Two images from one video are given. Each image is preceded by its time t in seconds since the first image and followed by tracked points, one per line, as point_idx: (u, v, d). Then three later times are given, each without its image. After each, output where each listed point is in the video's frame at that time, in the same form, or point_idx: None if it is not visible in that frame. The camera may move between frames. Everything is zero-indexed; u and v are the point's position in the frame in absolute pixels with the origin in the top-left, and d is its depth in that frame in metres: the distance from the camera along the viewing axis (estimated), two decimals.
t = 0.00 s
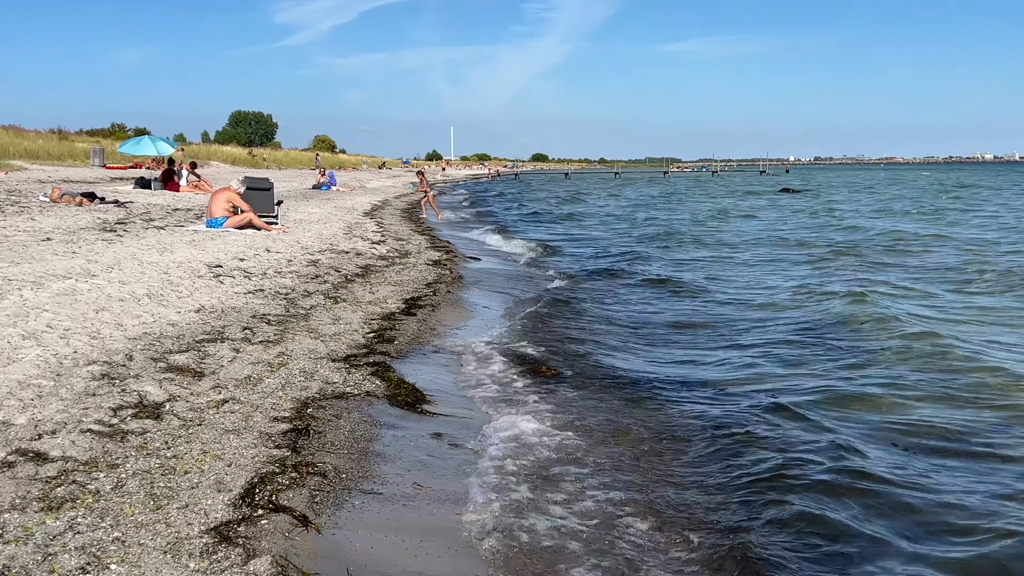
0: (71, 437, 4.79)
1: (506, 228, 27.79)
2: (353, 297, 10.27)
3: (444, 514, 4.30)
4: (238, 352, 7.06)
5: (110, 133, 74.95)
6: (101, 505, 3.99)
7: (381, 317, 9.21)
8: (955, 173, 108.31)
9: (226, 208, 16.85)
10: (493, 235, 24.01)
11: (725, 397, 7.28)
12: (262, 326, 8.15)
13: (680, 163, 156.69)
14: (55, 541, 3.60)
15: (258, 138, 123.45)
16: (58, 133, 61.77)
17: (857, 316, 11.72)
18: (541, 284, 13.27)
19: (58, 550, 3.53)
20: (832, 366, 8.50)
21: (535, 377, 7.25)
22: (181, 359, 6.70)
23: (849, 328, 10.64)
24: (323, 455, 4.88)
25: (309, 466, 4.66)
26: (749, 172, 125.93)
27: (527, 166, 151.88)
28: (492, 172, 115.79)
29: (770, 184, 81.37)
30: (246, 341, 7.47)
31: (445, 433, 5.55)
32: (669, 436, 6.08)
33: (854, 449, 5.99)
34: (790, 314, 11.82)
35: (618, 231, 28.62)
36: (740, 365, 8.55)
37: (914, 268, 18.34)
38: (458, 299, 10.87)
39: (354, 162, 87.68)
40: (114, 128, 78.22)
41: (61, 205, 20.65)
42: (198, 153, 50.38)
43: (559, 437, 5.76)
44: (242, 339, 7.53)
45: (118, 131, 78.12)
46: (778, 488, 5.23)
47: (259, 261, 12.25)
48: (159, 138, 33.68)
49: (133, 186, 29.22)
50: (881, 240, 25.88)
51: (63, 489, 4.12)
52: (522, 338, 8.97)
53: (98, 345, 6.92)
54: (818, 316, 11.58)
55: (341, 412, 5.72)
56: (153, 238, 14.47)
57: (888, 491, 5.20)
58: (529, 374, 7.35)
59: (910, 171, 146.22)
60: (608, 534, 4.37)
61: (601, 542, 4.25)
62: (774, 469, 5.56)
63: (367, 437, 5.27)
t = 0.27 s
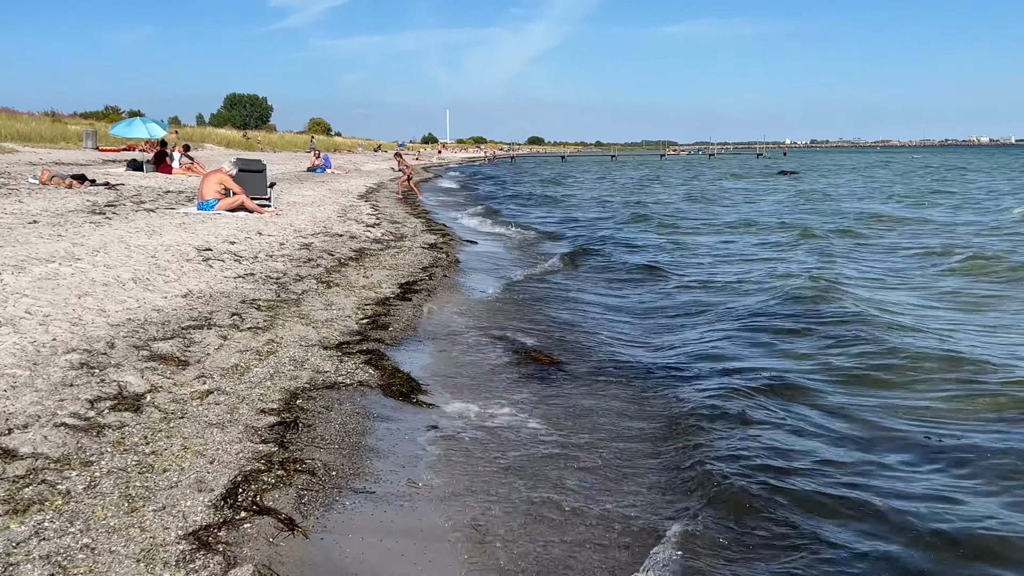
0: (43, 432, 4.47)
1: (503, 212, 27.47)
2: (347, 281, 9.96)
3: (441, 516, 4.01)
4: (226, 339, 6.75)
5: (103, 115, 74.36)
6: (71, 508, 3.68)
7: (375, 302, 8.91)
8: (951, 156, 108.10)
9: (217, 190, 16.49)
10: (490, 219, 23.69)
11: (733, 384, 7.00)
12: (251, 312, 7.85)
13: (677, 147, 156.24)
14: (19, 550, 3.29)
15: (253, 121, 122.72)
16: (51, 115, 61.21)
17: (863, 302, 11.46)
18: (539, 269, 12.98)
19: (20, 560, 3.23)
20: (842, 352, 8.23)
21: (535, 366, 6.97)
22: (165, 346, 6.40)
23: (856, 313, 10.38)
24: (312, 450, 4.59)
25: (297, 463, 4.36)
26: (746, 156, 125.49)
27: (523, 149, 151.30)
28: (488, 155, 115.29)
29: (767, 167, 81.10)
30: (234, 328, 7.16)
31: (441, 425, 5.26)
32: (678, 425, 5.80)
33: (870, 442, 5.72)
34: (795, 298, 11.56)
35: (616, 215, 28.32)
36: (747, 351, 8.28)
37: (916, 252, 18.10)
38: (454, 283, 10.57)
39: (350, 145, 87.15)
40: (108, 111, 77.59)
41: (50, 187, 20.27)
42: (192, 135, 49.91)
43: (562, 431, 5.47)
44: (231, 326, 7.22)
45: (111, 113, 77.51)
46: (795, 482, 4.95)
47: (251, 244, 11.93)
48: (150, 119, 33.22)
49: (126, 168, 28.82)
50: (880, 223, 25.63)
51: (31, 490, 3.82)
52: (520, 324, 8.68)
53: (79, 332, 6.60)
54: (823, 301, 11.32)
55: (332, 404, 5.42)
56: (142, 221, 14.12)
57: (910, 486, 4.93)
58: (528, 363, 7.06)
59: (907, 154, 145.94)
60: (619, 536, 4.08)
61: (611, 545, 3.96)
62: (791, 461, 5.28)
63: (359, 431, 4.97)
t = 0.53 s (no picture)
0: (17, 439, 4.20)
1: (499, 197, 27.21)
2: (341, 271, 9.69)
3: (438, 531, 3.76)
4: (214, 335, 6.48)
5: (96, 99, 73.80)
6: (42, 526, 3.42)
7: (370, 293, 8.64)
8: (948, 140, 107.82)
9: (210, 176, 16.16)
10: (486, 205, 23.42)
11: (742, 381, 6.75)
12: (241, 305, 7.57)
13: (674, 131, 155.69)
14: None
15: (247, 105, 122.09)
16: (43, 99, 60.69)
17: (869, 293, 11.22)
18: (537, 258, 12.71)
19: None
20: (852, 344, 7.98)
21: (536, 364, 6.71)
22: (151, 343, 6.12)
23: (864, 305, 10.13)
24: (302, 458, 4.32)
25: (287, 473, 4.10)
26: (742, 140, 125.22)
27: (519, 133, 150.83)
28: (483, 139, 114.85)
29: (764, 152, 80.79)
30: (223, 322, 6.88)
31: (439, 428, 5.00)
32: (687, 424, 5.56)
33: (890, 441, 5.47)
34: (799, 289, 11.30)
35: (613, 200, 28.09)
36: (755, 343, 8.02)
37: (919, 237, 17.85)
38: (451, 273, 10.30)
39: (345, 129, 86.69)
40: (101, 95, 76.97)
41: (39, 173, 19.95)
42: (186, 119, 49.50)
43: (565, 435, 5.22)
44: (219, 320, 6.94)
45: (104, 97, 76.92)
46: (814, 488, 4.70)
47: (242, 232, 11.64)
48: (143, 104, 32.82)
49: (117, 153, 28.46)
50: (881, 209, 25.38)
51: None
52: (519, 317, 8.42)
53: (60, 328, 6.32)
54: (829, 292, 11.07)
55: (324, 405, 5.16)
56: (133, 208, 13.81)
57: (936, 491, 4.68)
58: (529, 360, 6.80)
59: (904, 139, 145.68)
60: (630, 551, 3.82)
61: (622, 561, 3.71)
62: (806, 466, 5.03)
63: (352, 435, 4.72)
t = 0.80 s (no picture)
0: None
1: (497, 182, 26.91)
2: (337, 255, 9.42)
3: (443, 534, 3.49)
4: (206, 321, 6.20)
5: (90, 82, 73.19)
6: (15, 529, 3.15)
7: (367, 278, 8.37)
8: (946, 125, 107.51)
9: (203, 158, 15.84)
10: (485, 190, 23.13)
11: (757, 370, 6.49)
12: (234, 290, 7.29)
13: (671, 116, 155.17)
14: None
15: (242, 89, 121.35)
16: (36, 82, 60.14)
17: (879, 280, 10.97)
18: (538, 241, 12.44)
19: None
20: (868, 333, 7.73)
21: (541, 352, 6.45)
22: (139, 330, 5.85)
23: (874, 294, 9.88)
24: (297, 453, 4.06)
25: (280, 469, 3.83)
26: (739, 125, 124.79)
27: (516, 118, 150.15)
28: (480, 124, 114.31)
29: (762, 138, 80.43)
30: (215, 308, 6.61)
31: (442, 419, 4.74)
32: (698, 417, 5.32)
33: (916, 432, 5.22)
34: (807, 276, 11.06)
35: (613, 185, 27.82)
36: (767, 329, 7.76)
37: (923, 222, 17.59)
38: (451, 256, 10.02)
39: (341, 114, 86.16)
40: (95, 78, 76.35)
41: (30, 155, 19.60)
42: (180, 103, 49.05)
43: (574, 427, 4.96)
44: (211, 305, 6.67)
45: (99, 81, 76.30)
46: (840, 485, 4.45)
47: (236, 215, 11.36)
48: (136, 86, 32.41)
49: (110, 137, 28.09)
50: (883, 193, 25.15)
51: None
52: (521, 303, 8.15)
53: (44, 313, 6.05)
54: (838, 280, 10.82)
55: (320, 395, 4.89)
56: (124, 191, 13.51)
57: (972, 485, 4.43)
58: (533, 348, 6.54)
59: (902, 125, 145.29)
60: (649, 556, 3.57)
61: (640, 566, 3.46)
62: (831, 461, 4.78)
63: (350, 427, 4.45)
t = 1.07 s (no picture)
0: None
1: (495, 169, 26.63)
2: (333, 245, 9.14)
3: (447, 552, 3.23)
4: (195, 316, 5.93)
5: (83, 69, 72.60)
6: None
7: (364, 269, 8.10)
8: (942, 112, 107.28)
9: (196, 145, 15.54)
10: (482, 177, 22.85)
11: (769, 361, 6.25)
12: (225, 283, 7.01)
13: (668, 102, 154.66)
14: None
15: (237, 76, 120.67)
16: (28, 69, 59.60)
17: (888, 268, 10.73)
18: (537, 231, 12.18)
19: None
20: (881, 324, 7.50)
21: (546, 346, 6.19)
22: (125, 326, 5.58)
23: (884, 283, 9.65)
24: (290, 461, 3.78)
25: (272, 480, 3.56)
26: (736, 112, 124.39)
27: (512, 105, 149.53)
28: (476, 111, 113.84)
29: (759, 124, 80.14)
30: (205, 302, 6.33)
31: (444, 421, 4.47)
32: (712, 418, 5.07)
33: (942, 428, 4.98)
34: (814, 266, 10.82)
35: (611, 172, 27.54)
36: (776, 322, 7.53)
37: (927, 209, 17.34)
38: (449, 246, 9.75)
39: (337, 100, 85.65)
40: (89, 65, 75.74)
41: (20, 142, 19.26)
42: (174, 89, 48.61)
43: (584, 426, 4.70)
44: (200, 299, 6.39)
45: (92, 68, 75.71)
46: (869, 487, 4.21)
47: (228, 204, 11.07)
48: (128, 72, 32.00)
49: (102, 124, 27.72)
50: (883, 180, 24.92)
51: None
52: (522, 290, 7.89)
53: (24, 308, 5.77)
54: (846, 270, 10.59)
55: (314, 396, 4.62)
56: (114, 179, 13.22)
57: (1006, 485, 4.20)
58: (538, 342, 6.28)
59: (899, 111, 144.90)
60: (672, 571, 3.31)
61: None
62: (856, 458, 4.54)
63: (346, 432, 4.19)
